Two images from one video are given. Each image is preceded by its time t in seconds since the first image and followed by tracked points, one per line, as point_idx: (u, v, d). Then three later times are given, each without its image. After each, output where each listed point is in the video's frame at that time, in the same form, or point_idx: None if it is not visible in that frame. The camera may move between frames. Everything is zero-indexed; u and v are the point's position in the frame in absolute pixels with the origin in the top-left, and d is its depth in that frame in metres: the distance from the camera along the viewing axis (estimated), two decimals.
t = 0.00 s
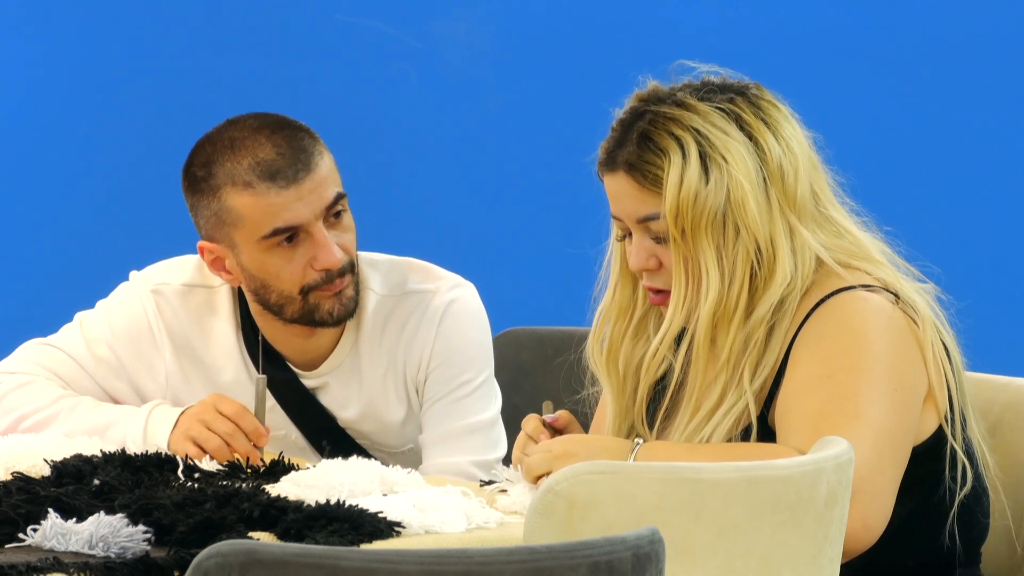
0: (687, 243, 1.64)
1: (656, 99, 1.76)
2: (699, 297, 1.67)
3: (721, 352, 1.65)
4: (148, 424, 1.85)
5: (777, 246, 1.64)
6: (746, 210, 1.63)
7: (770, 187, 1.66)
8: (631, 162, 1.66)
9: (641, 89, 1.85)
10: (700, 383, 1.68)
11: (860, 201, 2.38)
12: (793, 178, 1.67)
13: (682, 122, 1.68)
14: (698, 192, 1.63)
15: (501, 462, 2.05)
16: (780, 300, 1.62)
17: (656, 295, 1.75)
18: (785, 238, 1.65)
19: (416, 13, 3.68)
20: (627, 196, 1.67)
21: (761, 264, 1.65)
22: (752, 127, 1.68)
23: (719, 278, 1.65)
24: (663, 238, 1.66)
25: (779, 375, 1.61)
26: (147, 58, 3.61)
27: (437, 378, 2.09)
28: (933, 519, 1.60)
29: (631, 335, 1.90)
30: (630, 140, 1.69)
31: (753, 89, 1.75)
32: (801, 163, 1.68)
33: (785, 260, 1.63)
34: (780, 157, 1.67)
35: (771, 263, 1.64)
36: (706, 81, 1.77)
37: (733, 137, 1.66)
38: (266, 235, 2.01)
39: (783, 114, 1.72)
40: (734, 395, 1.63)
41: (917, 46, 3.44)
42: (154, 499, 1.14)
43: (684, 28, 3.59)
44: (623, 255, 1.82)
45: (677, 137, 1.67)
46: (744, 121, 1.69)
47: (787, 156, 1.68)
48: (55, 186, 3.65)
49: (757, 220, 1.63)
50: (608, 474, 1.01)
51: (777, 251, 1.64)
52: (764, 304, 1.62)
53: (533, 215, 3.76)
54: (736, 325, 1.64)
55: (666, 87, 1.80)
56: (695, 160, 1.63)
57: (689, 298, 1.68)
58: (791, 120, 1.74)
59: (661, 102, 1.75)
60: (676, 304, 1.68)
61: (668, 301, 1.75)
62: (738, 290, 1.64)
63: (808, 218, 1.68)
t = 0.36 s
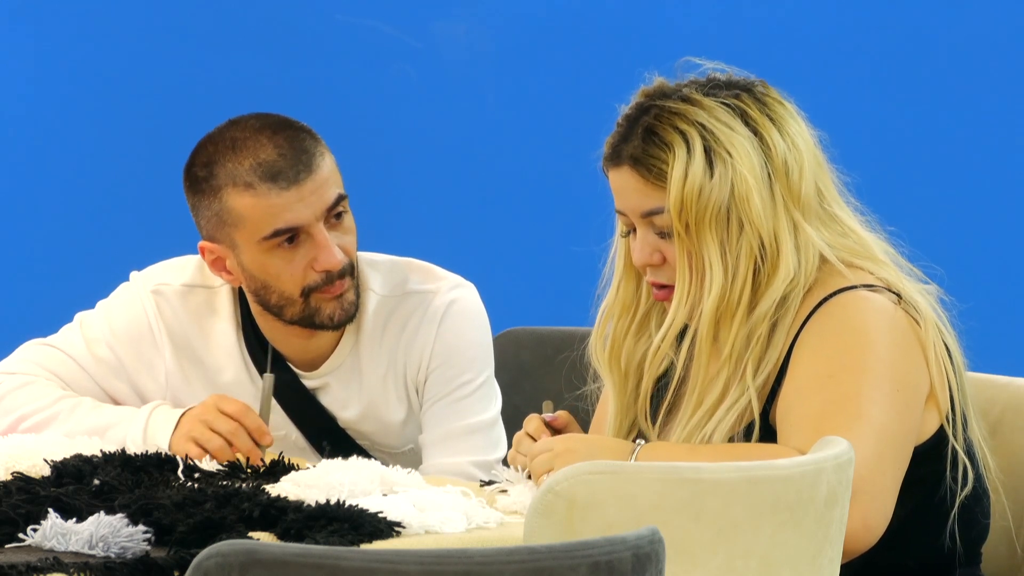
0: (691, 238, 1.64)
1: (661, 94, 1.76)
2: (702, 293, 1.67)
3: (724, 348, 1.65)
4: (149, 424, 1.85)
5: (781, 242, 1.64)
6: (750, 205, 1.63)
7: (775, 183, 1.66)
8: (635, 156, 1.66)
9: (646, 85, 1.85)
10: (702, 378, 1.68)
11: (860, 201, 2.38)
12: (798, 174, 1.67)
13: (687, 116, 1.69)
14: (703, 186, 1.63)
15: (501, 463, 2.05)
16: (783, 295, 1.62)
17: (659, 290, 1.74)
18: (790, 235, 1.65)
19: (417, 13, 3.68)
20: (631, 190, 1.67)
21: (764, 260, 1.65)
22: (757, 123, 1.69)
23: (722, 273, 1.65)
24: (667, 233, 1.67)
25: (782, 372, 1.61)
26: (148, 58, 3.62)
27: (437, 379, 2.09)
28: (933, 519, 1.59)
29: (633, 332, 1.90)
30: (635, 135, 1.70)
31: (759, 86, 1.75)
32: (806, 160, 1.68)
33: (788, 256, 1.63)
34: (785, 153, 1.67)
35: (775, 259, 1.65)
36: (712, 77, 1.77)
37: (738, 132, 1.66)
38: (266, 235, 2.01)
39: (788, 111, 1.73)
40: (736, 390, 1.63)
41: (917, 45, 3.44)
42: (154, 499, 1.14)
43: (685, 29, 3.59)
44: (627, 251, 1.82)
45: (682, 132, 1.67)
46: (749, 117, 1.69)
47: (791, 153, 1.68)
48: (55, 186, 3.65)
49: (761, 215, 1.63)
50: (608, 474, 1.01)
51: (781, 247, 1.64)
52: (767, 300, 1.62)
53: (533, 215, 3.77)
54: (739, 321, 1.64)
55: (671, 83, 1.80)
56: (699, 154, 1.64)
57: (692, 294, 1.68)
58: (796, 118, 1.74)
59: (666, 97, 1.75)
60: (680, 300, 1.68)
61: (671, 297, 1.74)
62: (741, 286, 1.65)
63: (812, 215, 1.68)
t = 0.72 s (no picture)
0: (694, 236, 1.64)
1: (664, 94, 1.76)
2: (704, 292, 1.67)
3: (725, 347, 1.65)
4: (153, 424, 1.86)
5: (783, 242, 1.65)
6: (753, 204, 1.63)
7: (778, 182, 1.66)
8: (639, 155, 1.66)
9: (648, 84, 1.85)
10: (704, 377, 1.68)
11: (860, 201, 2.38)
12: (800, 174, 1.67)
13: (691, 115, 1.69)
14: (706, 186, 1.63)
15: (501, 463, 2.05)
16: (786, 294, 1.62)
17: (660, 290, 1.74)
18: (792, 234, 1.65)
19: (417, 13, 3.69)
20: (633, 190, 1.67)
21: (766, 259, 1.65)
22: (760, 122, 1.69)
23: (725, 272, 1.65)
24: (670, 232, 1.67)
25: (783, 372, 1.61)
26: (148, 59, 3.62)
27: (436, 380, 2.08)
28: (933, 519, 1.59)
29: (633, 332, 1.90)
30: (638, 134, 1.70)
31: (761, 86, 1.75)
32: (808, 160, 1.69)
33: (791, 255, 1.63)
34: (788, 153, 1.68)
35: (777, 258, 1.65)
36: (715, 77, 1.77)
37: (741, 132, 1.66)
38: (247, 278, 1.96)
39: (791, 112, 1.73)
40: (738, 390, 1.63)
41: (917, 45, 3.44)
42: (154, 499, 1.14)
43: (685, 28, 3.59)
44: (628, 251, 1.82)
45: (685, 131, 1.67)
46: (752, 116, 1.69)
47: (794, 153, 1.68)
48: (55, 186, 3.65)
49: (764, 215, 1.63)
50: (607, 474, 1.01)
51: (784, 247, 1.64)
52: (770, 298, 1.62)
53: (533, 214, 3.76)
54: (741, 321, 1.64)
55: (674, 82, 1.80)
56: (703, 154, 1.64)
57: (694, 292, 1.68)
58: (799, 118, 1.74)
59: (669, 97, 1.75)
60: (682, 300, 1.68)
61: (671, 295, 1.74)
62: (743, 286, 1.64)
63: (814, 215, 1.68)
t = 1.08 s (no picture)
0: (694, 236, 1.64)
1: (663, 93, 1.76)
2: (703, 291, 1.67)
3: (725, 347, 1.65)
4: (152, 424, 1.86)
5: (783, 242, 1.64)
6: (753, 204, 1.63)
7: (778, 182, 1.66)
8: (639, 155, 1.66)
9: (648, 84, 1.85)
10: (704, 378, 1.68)
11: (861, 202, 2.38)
12: (799, 174, 1.67)
13: (690, 115, 1.69)
14: (706, 186, 1.63)
15: (501, 464, 2.05)
16: (786, 294, 1.62)
17: (657, 289, 1.74)
18: (791, 234, 1.65)
19: (417, 13, 3.69)
20: (632, 190, 1.67)
21: (766, 259, 1.65)
22: (760, 122, 1.69)
23: (725, 271, 1.65)
24: (669, 232, 1.67)
25: (783, 372, 1.61)
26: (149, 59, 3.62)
27: (436, 381, 2.08)
28: (933, 518, 1.59)
29: (633, 333, 1.90)
30: (638, 133, 1.70)
31: (760, 86, 1.75)
32: (807, 160, 1.69)
33: (790, 255, 1.63)
34: (787, 153, 1.68)
35: (777, 259, 1.65)
36: (714, 77, 1.77)
37: (741, 131, 1.66)
38: (241, 291, 1.97)
39: (790, 111, 1.73)
40: (738, 390, 1.63)
41: (916, 44, 3.44)
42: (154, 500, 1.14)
43: (684, 28, 3.59)
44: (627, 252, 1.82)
45: (685, 131, 1.67)
46: (752, 116, 1.69)
47: (793, 153, 1.68)
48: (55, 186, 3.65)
49: (764, 214, 1.63)
50: (607, 475, 1.01)
51: (783, 247, 1.64)
52: (769, 298, 1.62)
53: (533, 215, 3.76)
54: (741, 321, 1.64)
55: (673, 82, 1.80)
56: (702, 153, 1.64)
57: (694, 293, 1.68)
58: (798, 118, 1.74)
59: (668, 97, 1.75)
60: (681, 300, 1.68)
61: (670, 295, 1.74)
62: (742, 286, 1.65)
63: (814, 215, 1.68)
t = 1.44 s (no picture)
0: (690, 238, 1.64)
1: (657, 97, 1.77)
2: (700, 292, 1.67)
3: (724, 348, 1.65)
4: (152, 424, 1.86)
5: (779, 242, 1.64)
6: (749, 205, 1.63)
7: (773, 182, 1.66)
8: (633, 158, 1.66)
9: (642, 87, 1.85)
10: (703, 379, 1.68)
11: (860, 202, 2.38)
12: (795, 174, 1.67)
13: (684, 117, 1.69)
14: (702, 187, 1.63)
15: (502, 464, 2.05)
16: (784, 294, 1.62)
17: (654, 291, 1.74)
18: (788, 234, 1.65)
19: (416, 13, 3.69)
20: (629, 194, 1.67)
21: (763, 260, 1.65)
22: (754, 123, 1.69)
23: (722, 273, 1.65)
24: (666, 235, 1.67)
25: (782, 373, 1.61)
26: (148, 59, 3.62)
27: (437, 381, 2.08)
28: (933, 518, 1.59)
29: (632, 335, 1.90)
30: (633, 137, 1.70)
31: (754, 87, 1.76)
32: (803, 160, 1.69)
33: (787, 255, 1.63)
34: (782, 153, 1.68)
35: (774, 259, 1.65)
36: (708, 79, 1.77)
37: (735, 132, 1.66)
38: (243, 288, 1.97)
39: (784, 112, 1.73)
40: (737, 391, 1.63)
41: (916, 45, 3.44)
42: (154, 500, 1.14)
43: (684, 28, 3.59)
44: (625, 255, 1.82)
45: (679, 133, 1.67)
46: (746, 117, 1.69)
47: (789, 153, 1.68)
48: (54, 187, 3.64)
49: (760, 215, 1.63)
50: (608, 474, 1.01)
51: (780, 247, 1.64)
52: (767, 299, 1.62)
53: (533, 215, 3.76)
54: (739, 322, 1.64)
55: (667, 86, 1.81)
56: (697, 155, 1.64)
57: (691, 294, 1.68)
58: (793, 118, 1.74)
59: (662, 100, 1.75)
60: (679, 302, 1.68)
61: (667, 297, 1.74)
62: (740, 287, 1.65)
63: (811, 215, 1.68)
